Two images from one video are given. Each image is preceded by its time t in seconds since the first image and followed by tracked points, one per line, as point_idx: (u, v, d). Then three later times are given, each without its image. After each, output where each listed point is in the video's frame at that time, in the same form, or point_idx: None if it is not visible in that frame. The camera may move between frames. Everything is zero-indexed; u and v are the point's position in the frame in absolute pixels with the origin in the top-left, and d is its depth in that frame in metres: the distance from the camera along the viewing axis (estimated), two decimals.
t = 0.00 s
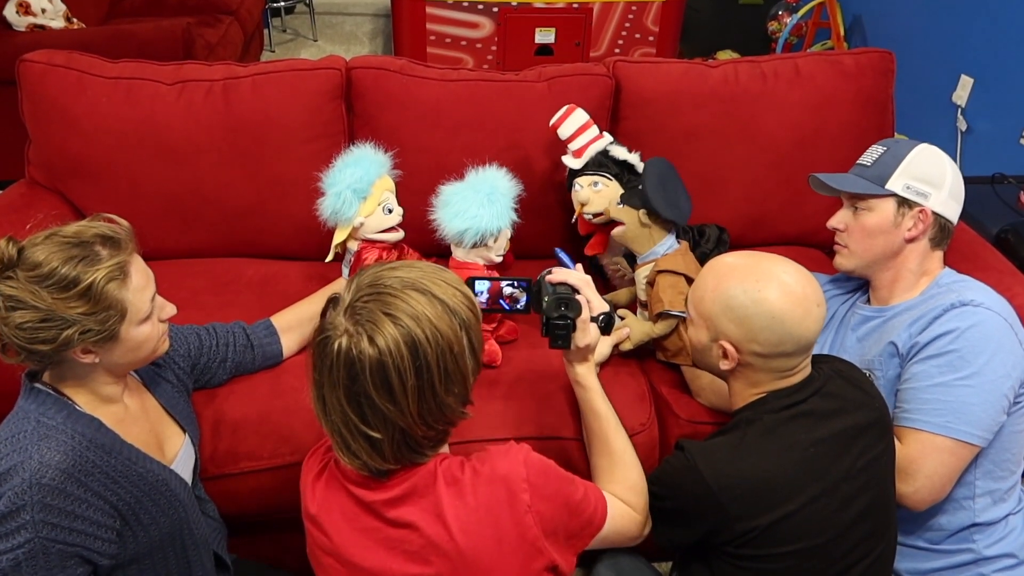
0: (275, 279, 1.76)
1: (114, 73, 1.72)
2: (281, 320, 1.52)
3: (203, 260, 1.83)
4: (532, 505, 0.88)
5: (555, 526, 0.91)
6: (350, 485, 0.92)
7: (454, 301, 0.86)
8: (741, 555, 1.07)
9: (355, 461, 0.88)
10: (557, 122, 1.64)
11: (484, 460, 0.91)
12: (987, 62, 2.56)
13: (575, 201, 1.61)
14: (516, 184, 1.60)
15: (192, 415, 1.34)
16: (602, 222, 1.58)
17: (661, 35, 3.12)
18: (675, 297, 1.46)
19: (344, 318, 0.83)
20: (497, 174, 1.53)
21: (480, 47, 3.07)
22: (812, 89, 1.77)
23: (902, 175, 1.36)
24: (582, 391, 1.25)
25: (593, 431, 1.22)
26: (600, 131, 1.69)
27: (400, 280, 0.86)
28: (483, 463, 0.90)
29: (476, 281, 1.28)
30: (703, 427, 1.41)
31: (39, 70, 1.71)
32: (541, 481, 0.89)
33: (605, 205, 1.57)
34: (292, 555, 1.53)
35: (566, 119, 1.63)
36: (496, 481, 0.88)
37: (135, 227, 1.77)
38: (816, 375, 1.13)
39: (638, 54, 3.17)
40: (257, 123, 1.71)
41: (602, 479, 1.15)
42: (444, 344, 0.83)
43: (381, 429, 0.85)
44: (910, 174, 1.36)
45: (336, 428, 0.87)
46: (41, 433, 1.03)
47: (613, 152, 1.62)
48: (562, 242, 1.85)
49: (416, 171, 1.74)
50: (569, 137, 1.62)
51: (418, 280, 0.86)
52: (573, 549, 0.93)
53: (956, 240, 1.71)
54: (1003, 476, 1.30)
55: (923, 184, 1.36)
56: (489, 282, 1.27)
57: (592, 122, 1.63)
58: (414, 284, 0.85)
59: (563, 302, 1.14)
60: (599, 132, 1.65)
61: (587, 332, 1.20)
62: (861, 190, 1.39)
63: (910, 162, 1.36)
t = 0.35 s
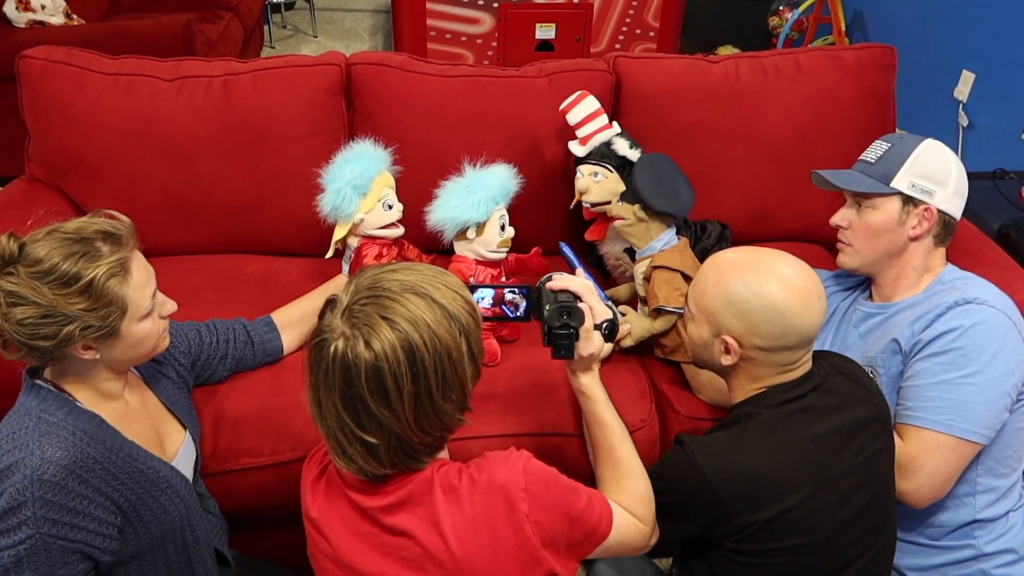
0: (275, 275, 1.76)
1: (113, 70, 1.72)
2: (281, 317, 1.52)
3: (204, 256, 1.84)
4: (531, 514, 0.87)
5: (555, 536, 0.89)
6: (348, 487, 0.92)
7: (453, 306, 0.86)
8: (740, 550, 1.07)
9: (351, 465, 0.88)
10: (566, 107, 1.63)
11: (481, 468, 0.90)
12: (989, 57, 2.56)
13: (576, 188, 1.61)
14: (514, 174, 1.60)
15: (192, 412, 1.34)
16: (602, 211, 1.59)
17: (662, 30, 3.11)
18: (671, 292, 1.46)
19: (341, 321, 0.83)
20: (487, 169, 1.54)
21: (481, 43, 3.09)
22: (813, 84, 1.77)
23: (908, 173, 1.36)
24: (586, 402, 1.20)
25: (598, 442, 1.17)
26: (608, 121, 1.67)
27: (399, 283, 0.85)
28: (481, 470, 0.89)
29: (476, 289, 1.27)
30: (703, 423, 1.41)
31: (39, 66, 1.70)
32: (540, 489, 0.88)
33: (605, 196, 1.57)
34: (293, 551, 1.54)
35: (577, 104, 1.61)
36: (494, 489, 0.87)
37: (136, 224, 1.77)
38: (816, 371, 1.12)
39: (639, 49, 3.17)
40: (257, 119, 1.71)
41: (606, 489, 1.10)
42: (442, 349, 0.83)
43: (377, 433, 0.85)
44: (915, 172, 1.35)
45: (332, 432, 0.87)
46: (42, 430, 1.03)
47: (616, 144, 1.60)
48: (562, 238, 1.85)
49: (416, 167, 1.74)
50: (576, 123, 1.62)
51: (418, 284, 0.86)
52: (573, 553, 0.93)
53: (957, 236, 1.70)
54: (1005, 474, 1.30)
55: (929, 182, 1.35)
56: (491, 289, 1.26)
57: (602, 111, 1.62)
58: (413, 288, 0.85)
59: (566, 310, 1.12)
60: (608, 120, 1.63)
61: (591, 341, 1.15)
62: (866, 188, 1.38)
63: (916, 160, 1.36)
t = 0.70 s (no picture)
0: (274, 274, 1.76)
1: (112, 68, 1.72)
2: (280, 315, 1.52)
3: (203, 254, 1.84)
4: (529, 510, 0.87)
5: (553, 532, 0.89)
6: (347, 484, 0.92)
7: (453, 302, 0.86)
8: (737, 545, 1.08)
9: (350, 461, 0.88)
10: (567, 106, 1.63)
11: (480, 464, 0.90)
12: (987, 55, 2.56)
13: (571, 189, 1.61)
14: (517, 173, 1.61)
15: (192, 410, 1.34)
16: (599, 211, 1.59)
17: (660, 29, 3.12)
18: (681, 284, 1.47)
19: (341, 317, 0.83)
20: (489, 169, 1.54)
21: (480, 41, 3.08)
22: (811, 82, 1.77)
23: (905, 172, 1.36)
24: (584, 399, 1.20)
25: (597, 439, 1.17)
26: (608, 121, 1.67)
27: (398, 280, 0.86)
28: (480, 466, 0.90)
29: (475, 287, 1.29)
30: (702, 420, 1.42)
31: (37, 65, 1.70)
32: (538, 485, 0.88)
33: (599, 197, 1.57)
34: (292, 549, 1.54)
35: (577, 103, 1.62)
36: (492, 485, 0.87)
37: (135, 221, 1.77)
38: (813, 367, 1.13)
39: (638, 48, 3.17)
40: (256, 118, 1.71)
41: (605, 486, 1.10)
42: (441, 345, 0.83)
43: (376, 429, 0.85)
44: (913, 172, 1.36)
45: (332, 428, 0.87)
46: (41, 427, 1.03)
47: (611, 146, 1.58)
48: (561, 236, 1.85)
49: (415, 165, 1.74)
50: (576, 122, 1.62)
51: (417, 280, 0.86)
52: (572, 549, 0.93)
53: (956, 234, 1.71)
54: (1002, 470, 1.30)
55: (926, 181, 1.35)
56: (489, 287, 1.28)
57: (601, 111, 1.63)
58: (412, 284, 0.85)
59: (564, 308, 1.13)
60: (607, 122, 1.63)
61: (589, 338, 1.15)
62: (864, 189, 1.38)
63: (913, 160, 1.36)
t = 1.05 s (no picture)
0: (274, 274, 1.76)
1: (112, 68, 1.72)
2: (281, 315, 1.52)
3: (203, 255, 1.84)
4: (529, 509, 0.87)
5: (552, 530, 0.90)
6: (347, 484, 0.92)
7: (454, 300, 0.86)
8: (737, 544, 1.08)
9: (350, 459, 0.88)
10: (564, 108, 1.63)
11: (480, 463, 0.90)
12: (985, 56, 2.57)
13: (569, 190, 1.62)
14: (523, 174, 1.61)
15: (191, 410, 1.34)
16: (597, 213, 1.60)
17: (660, 30, 3.12)
18: (676, 284, 1.47)
19: (342, 314, 0.83)
20: (491, 171, 1.53)
21: (479, 42, 3.08)
22: (810, 83, 1.77)
23: (905, 174, 1.36)
24: (583, 399, 1.20)
25: (597, 439, 1.17)
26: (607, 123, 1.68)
27: (400, 278, 0.86)
28: (479, 466, 0.90)
29: (476, 286, 1.29)
30: (702, 420, 1.42)
31: (37, 65, 1.70)
32: (538, 484, 0.88)
33: (596, 199, 1.58)
34: (291, 549, 1.54)
35: (577, 104, 1.61)
36: (492, 484, 0.87)
37: (134, 222, 1.77)
38: (812, 367, 1.13)
39: (637, 49, 3.17)
40: (256, 118, 1.71)
41: (605, 485, 1.10)
42: (442, 343, 0.83)
43: (377, 426, 0.85)
44: (912, 173, 1.36)
45: (332, 425, 0.87)
46: (41, 427, 1.03)
47: (609, 147, 1.59)
48: (561, 237, 1.85)
49: (414, 166, 1.74)
50: (575, 124, 1.62)
51: (419, 279, 0.86)
52: (571, 548, 0.93)
53: (954, 235, 1.71)
54: (1001, 470, 1.30)
55: (925, 182, 1.36)
56: (490, 286, 1.28)
57: (599, 112, 1.63)
58: (414, 282, 0.85)
59: (564, 306, 1.13)
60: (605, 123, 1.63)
61: (589, 337, 1.15)
62: (864, 190, 1.39)
63: (912, 161, 1.36)
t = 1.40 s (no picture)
0: (274, 274, 1.76)
1: (112, 68, 1.72)
2: (281, 316, 1.53)
3: (202, 254, 1.84)
4: (529, 508, 0.87)
5: (552, 529, 0.90)
6: (347, 483, 0.92)
7: (455, 299, 0.86)
8: (736, 543, 1.08)
9: (351, 456, 0.88)
10: (563, 108, 1.63)
11: (479, 463, 0.90)
12: (985, 56, 2.57)
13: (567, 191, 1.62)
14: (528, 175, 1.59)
15: (191, 410, 1.34)
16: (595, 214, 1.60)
17: (659, 30, 3.12)
18: (674, 288, 1.48)
19: (345, 312, 0.83)
20: (484, 172, 1.52)
21: (479, 42, 3.08)
22: (810, 83, 1.77)
23: (903, 173, 1.36)
24: (582, 398, 1.20)
25: (596, 438, 1.17)
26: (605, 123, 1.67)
27: (402, 276, 0.86)
28: (479, 465, 0.90)
29: (475, 286, 1.29)
30: (701, 420, 1.42)
31: (37, 65, 1.70)
32: (538, 484, 0.88)
33: (596, 199, 1.59)
34: (291, 549, 1.54)
35: (574, 105, 1.62)
36: (493, 483, 0.87)
37: (134, 221, 1.77)
38: (812, 365, 1.13)
39: (637, 49, 3.17)
40: (256, 118, 1.71)
41: (604, 484, 1.10)
42: (444, 340, 0.83)
43: (378, 423, 0.85)
44: (911, 172, 1.36)
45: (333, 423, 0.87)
46: (41, 427, 1.03)
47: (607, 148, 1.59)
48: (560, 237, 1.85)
49: (414, 166, 1.74)
50: (572, 124, 1.62)
51: (421, 277, 0.86)
52: (571, 547, 0.93)
53: (954, 235, 1.71)
54: (1000, 468, 1.30)
55: (924, 181, 1.36)
56: (490, 287, 1.29)
57: (598, 113, 1.63)
58: (415, 280, 0.85)
59: (564, 305, 1.12)
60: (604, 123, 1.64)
61: (588, 336, 1.15)
62: (863, 189, 1.39)
63: (910, 160, 1.36)
